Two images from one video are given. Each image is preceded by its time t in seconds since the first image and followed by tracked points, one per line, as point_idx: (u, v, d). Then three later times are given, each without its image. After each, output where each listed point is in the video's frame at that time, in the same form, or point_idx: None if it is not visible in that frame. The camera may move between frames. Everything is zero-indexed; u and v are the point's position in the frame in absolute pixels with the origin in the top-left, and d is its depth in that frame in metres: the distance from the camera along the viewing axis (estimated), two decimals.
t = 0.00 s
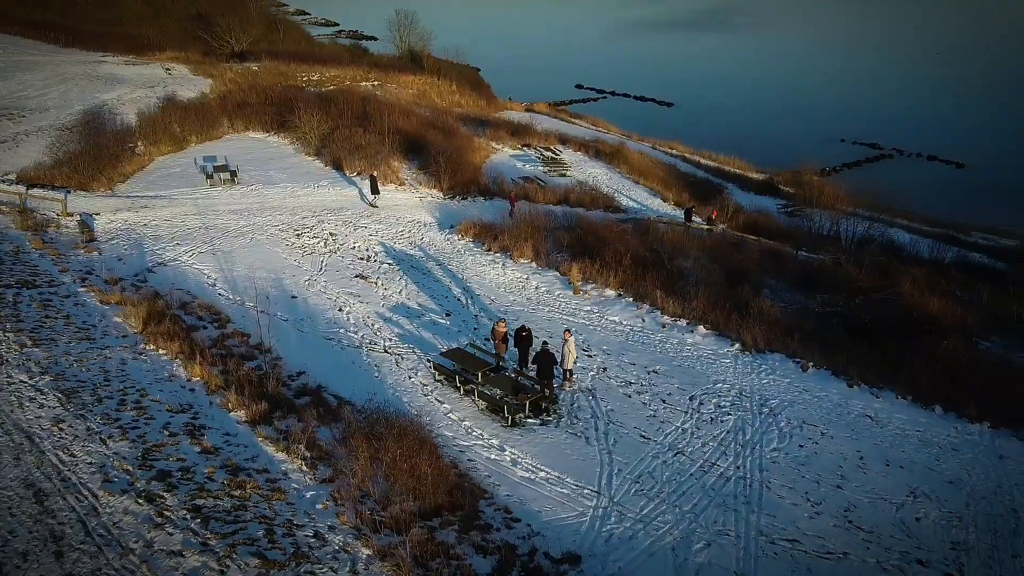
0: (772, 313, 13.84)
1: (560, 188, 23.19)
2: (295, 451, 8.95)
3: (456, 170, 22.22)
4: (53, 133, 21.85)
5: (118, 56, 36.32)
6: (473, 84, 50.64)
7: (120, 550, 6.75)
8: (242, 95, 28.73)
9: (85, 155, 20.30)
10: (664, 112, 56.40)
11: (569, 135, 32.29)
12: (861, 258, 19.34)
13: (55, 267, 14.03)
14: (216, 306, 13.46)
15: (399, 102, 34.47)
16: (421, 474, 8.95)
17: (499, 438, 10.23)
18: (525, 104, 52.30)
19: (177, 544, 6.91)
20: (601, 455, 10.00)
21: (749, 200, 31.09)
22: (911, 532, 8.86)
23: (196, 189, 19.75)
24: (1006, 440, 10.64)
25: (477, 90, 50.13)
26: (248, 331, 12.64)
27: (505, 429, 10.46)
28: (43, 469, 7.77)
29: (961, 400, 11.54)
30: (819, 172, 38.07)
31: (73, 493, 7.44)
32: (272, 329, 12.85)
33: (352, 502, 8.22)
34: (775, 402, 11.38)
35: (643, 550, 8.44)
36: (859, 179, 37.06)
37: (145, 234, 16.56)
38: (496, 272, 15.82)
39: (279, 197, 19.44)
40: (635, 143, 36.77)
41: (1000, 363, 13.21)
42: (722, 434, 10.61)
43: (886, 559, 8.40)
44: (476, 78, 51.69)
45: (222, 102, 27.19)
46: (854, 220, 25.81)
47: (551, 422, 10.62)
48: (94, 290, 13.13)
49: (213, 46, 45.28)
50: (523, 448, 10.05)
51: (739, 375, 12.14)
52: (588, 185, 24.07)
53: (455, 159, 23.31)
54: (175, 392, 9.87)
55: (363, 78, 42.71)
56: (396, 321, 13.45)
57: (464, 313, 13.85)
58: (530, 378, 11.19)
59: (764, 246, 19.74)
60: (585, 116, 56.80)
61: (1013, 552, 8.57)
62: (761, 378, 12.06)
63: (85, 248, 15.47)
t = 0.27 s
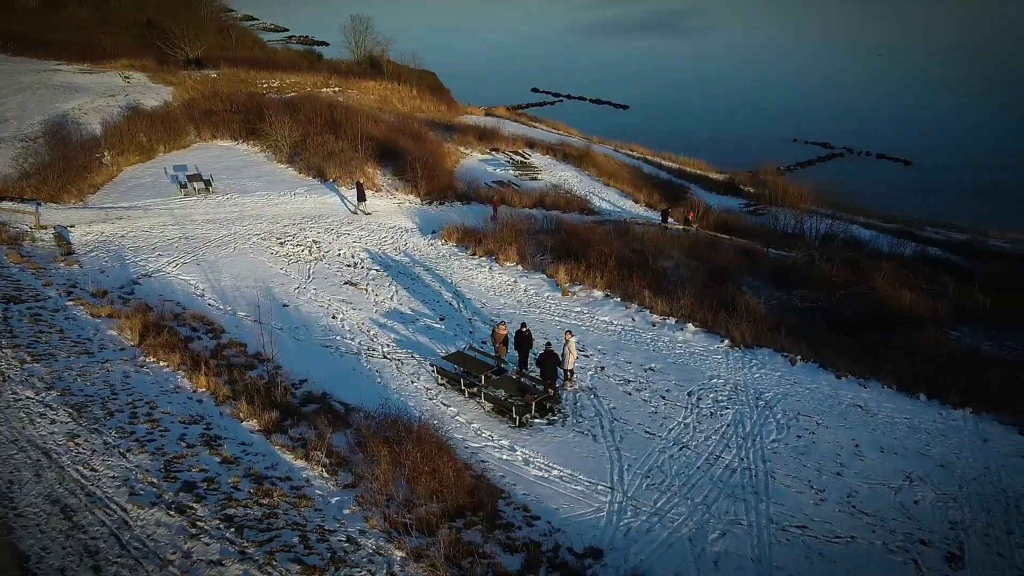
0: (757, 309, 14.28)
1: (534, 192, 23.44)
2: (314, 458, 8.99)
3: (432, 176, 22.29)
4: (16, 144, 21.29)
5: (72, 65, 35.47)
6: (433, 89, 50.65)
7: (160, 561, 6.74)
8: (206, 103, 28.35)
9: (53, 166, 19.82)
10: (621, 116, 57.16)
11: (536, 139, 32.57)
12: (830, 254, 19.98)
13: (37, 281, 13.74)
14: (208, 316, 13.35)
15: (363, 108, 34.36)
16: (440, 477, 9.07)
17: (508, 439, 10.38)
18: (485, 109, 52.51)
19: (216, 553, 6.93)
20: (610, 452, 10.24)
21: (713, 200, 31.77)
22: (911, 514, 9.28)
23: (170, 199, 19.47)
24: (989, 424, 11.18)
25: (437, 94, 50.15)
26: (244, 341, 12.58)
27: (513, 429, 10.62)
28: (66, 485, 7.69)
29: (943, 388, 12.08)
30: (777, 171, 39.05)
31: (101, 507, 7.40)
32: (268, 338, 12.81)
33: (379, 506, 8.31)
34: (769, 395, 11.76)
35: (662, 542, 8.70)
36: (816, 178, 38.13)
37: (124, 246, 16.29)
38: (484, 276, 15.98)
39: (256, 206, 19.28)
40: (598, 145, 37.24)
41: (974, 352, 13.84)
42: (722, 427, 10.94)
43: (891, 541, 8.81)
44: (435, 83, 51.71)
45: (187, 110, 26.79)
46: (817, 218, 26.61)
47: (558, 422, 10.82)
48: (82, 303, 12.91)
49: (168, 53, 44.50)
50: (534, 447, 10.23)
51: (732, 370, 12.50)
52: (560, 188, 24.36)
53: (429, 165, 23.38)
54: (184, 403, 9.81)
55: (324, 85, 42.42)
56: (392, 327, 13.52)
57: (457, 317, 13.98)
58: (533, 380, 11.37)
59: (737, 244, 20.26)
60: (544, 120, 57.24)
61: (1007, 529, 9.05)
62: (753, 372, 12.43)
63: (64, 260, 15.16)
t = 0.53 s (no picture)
0: (740, 306, 14.76)
1: (505, 197, 23.67)
2: (337, 466, 9.03)
3: (404, 183, 22.33)
4: None
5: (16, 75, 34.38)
6: (386, 96, 50.49)
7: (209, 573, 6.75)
8: (164, 113, 27.82)
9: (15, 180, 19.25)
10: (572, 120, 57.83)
11: (498, 144, 32.81)
12: (796, 251, 20.70)
13: (18, 299, 13.39)
14: (200, 329, 13.21)
15: (322, 116, 34.12)
16: (463, 479, 9.20)
17: (520, 441, 10.56)
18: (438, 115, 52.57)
19: (263, 563, 6.97)
20: (619, 449, 10.51)
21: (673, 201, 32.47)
22: (910, 495, 9.78)
23: (141, 212, 19.09)
24: (969, 408, 11.81)
25: (391, 101, 50.02)
26: (240, 353, 12.49)
27: (523, 430, 10.80)
28: (97, 503, 7.62)
29: (923, 376, 12.70)
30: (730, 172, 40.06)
31: (138, 524, 7.35)
32: (264, 350, 12.74)
33: (410, 511, 8.42)
34: (763, 387, 12.19)
35: (682, 533, 9.00)
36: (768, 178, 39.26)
37: (101, 261, 15.95)
38: (470, 282, 16.13)
39: (231, 216, 19.06)
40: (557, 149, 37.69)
41: (944, 341, 14.55)
42: (723, 420, 11.31)
43: (894, 522, 9.28)
44: (388, 90, 51.57)
45: (146, 120, 26.27)
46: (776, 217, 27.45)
47: (565, 421, 11.05)
48: (69, 320, 12.66)
49: (113, 63, 43.44)
50: (546, 448, 10.43)
51: (724, 365, 12.91)
52: (529, 192, 24.64)
53: (400, 171, 23.41)
54: (196, 417, 9.75)
55: (277, 93, 41.95)
56: (387, 334, 13.58)
57: (450, 323, 14.12)
58: (538, 381, 11.59)
59: (707, 243, 20.82)
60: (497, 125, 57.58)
61: (999, 505, 9.62)
62: (744, 367, 12.86)
63: (41, 277, 14.78)
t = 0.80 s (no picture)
0: (724, 304, 15.22)
1: (476, 202, 23.84)
2: (362, 473, 9.09)
3: (377, 190, 22.31)
4: None
5: None
6: (339, 102, 50.11)
7: None
8: (120, 123, 27.18)
9: None
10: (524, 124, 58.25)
11: (460, 150, 32.94)
12: (764, 250, 21.36)
13: None
14: (193, 342, 13.06)
15: (281, 124, 33.75)
16: (485, 480, 9.36)
17: (531, 441, 10.75)
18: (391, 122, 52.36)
19: (311, 570, 7.03)
20: (628, 445, 10.79)
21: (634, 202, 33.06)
22: (906, 478, 10.29)
23: (111, 225, 18.68)
24: (949, 394, 12.44)
25: (344, 108, 49.67)
26: (238, 365, 12.41)
27: (533, 431, 11.00)
28: (131, 519, 7.56)
29: (902, 365, 13.31)
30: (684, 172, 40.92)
31: (178, 538, 7.32)
32: (262, 361, 12.68)
33: (440, 514, 8.54)
34: (755, 381, 12.63)
35: (699, 524, 9.32)
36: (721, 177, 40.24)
37: (78, 276, 15.57)
38: (456, 287, 16.25)
39: (205, 228, 18.79)
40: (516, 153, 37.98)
41: (916, 332, 15.26)
42: (722, 414, 11.70)
43: (896, 504, 9.76)
44: (341, 96, 51.16)
45: (104, 131, 25.64)
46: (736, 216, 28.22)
47: (572, 421, 11.29)
48: (59, 338, 12.39)
49: (56, 73, 42.13)
50: (557, 447, 10.65)
51: (715, 362, 13.31)
52: (499, 197, 24.84)
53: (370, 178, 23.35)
54: (211, 430, 9.69)
55: (230, 101, 41.28)
56: (383, 342, 13.63)
57: (444, 328, 14.24)
58: (542, 383, 11.81)
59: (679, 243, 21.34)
60: (450, 130, 57.60)
61: (989, 484, 10.19)
62: (735, 362, 13.29)
63: (18, 293, 14.37)
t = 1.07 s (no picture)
0: (710, 302, 15.61)
1: (452, 206, 23.93)
2: (383, 478, 9.17)
3: (353, 196, 22.24)
4: None
5: None
6: (299, 108, 49.62)
7: None
8: (82, 132, 26.55)
9: None
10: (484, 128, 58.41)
11: (428, 154, 32.96)
12: (737, 248, 21.89)
13: None
14: (188, 353, 12.92)
15: (244, 130, 33.32)
16: (503, 481, 9.50)
17: (540, 441, 10.91)
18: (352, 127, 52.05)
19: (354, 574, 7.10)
20: (635, 442, 11.04)
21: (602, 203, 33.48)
22: (901, 465, 10.75)
23: (86, 237, 18.29)
24: (932, 383, 12.99)
25: (304, 114, 49.20)
26: (238, 375, 12.33)
27: (541, 431, 11.16)
28: (164, 532, 7.52)
29: (885, 356, 13.84)
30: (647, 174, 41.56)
31: (214, 548, 7.32)
32: (260, 369, 12.61)
33: (466, 516, 8.67)
34: (748, 377, 13.01)
35: (712, 515, 9.60)
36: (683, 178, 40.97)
37: (59, 289, 15.24)
38: (444, 291, 16.33)
39: (184, 237, 18.51)
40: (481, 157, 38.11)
41: (892, 324, 15.85)
42: (720, 409, 12.03)
43: (895, 489, 10.19)
44: (300, 102, 50.66)
45: (67, 140, 25.02)
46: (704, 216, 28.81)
47: (578, 420, 11.49)
48: (51, 353, 12.13)
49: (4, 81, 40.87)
50: (566, 446, 10.82)
51: (707, 359, 13.66)
52: (473, 201, 24.97)
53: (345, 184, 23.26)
54: (225, 441, 9.64)
55: (188, 108, 40.58)
56: (380, 348, 13.66)
57: (439, 332, 14.33)
58: (545, 383, 11.98)
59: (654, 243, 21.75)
60: (410, 134, 57.46)
61: (978, 467, 10.70)
62: (726, 358, 13.66)
63: None
